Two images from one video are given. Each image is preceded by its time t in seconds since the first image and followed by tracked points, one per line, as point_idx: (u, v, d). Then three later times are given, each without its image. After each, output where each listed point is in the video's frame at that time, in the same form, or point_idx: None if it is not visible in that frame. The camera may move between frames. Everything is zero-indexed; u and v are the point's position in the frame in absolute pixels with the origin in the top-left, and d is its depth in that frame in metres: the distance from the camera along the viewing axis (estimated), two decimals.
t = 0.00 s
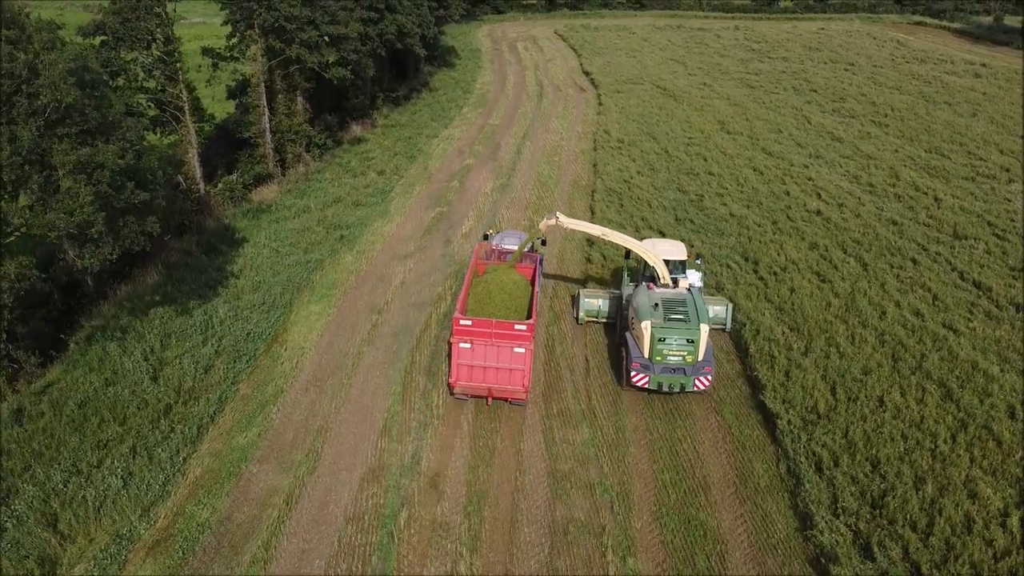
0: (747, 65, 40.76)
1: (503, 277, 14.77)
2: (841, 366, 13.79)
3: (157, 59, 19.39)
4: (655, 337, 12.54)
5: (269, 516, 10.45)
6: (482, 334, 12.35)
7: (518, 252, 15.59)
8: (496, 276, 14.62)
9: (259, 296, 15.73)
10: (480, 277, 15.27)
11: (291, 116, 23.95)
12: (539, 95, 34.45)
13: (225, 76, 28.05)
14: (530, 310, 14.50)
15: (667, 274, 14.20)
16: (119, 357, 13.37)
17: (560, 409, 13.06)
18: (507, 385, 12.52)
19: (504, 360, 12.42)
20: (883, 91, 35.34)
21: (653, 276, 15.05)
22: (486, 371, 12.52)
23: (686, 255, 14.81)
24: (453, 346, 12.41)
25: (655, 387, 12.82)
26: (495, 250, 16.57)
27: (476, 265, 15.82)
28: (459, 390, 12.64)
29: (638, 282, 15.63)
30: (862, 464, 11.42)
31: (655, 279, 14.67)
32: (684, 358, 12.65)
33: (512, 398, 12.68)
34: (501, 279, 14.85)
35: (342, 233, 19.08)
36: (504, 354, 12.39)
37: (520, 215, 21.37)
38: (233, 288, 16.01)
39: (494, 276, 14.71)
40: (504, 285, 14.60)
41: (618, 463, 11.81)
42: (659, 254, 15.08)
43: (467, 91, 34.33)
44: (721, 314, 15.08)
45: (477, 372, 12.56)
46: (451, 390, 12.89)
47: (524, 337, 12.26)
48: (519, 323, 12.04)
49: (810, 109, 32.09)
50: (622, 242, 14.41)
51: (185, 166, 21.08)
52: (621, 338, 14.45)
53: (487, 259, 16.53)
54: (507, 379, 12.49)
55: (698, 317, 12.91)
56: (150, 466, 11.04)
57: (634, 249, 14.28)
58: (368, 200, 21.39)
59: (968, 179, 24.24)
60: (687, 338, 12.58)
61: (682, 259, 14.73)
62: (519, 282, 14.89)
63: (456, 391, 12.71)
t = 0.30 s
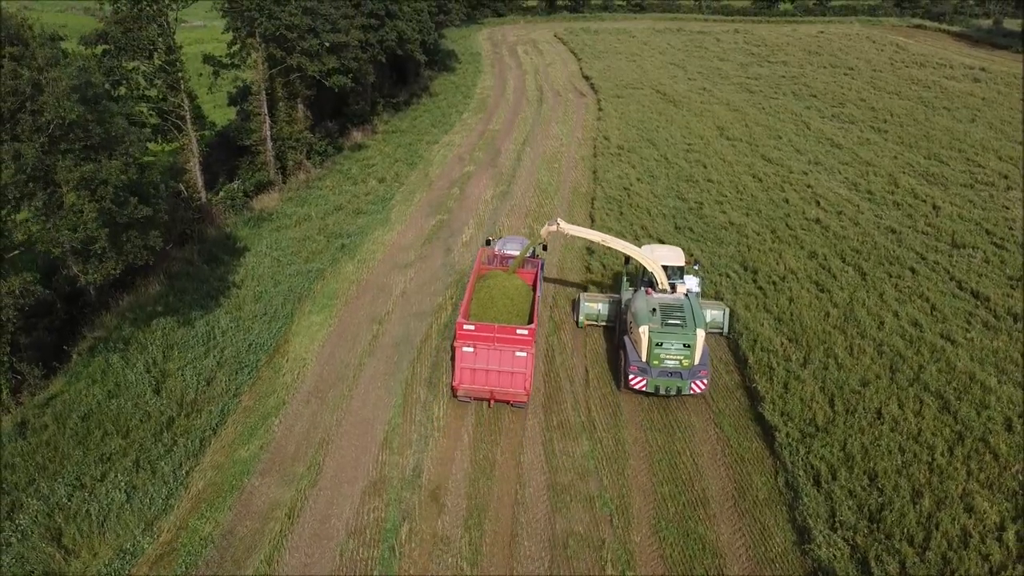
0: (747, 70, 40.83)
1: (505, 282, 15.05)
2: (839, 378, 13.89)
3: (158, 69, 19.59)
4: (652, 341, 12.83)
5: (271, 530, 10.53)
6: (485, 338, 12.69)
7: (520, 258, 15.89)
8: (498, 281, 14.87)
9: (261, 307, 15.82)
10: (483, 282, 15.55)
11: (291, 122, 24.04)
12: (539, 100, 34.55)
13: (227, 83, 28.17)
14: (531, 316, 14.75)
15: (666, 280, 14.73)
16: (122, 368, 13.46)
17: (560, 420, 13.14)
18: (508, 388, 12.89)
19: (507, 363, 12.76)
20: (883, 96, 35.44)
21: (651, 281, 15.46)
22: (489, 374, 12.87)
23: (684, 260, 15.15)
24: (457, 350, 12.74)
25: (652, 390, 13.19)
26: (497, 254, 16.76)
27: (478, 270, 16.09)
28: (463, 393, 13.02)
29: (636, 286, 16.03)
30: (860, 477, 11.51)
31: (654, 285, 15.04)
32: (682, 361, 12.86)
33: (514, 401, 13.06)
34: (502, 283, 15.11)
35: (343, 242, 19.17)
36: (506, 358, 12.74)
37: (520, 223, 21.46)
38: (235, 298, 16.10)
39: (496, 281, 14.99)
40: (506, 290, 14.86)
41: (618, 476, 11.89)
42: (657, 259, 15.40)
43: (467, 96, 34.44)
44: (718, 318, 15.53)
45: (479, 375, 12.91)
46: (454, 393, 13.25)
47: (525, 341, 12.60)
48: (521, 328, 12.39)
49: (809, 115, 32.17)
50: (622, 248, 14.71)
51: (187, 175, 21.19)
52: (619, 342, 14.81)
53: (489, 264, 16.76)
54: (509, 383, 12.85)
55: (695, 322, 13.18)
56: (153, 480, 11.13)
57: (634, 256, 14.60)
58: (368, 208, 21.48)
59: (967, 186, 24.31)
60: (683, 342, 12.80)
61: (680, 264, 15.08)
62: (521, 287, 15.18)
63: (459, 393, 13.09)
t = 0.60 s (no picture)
0: (746, 74, 40.90)
1: (508, 288, 15.37)
2: (837, 389, 13.98)
3: (160, 78, 19.67)
4: (649, 345, 13.16)
5: (273, 545, 10.61)
6: (488, 342, 12.98)
7: (522, 262, 16.19)
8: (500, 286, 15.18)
9: (262, 318, 15.90)
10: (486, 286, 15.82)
11: (292, 130, 23.93)
12: (538, 105, 34.62)
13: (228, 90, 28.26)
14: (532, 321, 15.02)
15: (663, 285, 14.88)
16: (124, 381, 13.53)
17: (560, 432, 13.21)
18: (511, 391, 13.22)
19: (509, 367, 13.06)
20: (882, 101, 35.52)
21: (649, 287, 15.60)
22: (491, 378, 13.21)
23: (682, 267, 15.26)
24: (460, 354, 13.07)
25: (649, 393, 13.54)
26: (499, 260, 17.15)
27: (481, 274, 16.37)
28: (466, 396, 13.39)
29: (636, 291, 16.26)
30: (858, 490, 11.60)
31: (651, 290, 15.21)
32: (678, 365, 13.21)
33: (516, 404, 13.40)
34: (505, 289, 15.42)
35: (345, 251, 19.24)
36: (509, 361, 13.04)
37: (520, 231, 21.53)
38: (237, 308, 16.18)
39: (499, 286, 15.31)
40: (508, 295, 15.16)
41: (618, 488, 11.97)
42: (656, 266, 15.51)
43: (467, 101, 34.51)
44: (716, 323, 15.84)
45: (482, 379, 13.26)
46: (458, 396, 13.61)
47: (527, 346, 12.90)
48: (523, 333, 12.70)
49: (808, 120, 32.25)
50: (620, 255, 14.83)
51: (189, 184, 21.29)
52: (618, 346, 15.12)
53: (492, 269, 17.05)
54: (511, 386, 13.17)
55: (691, 327, 13.41)
56: (156, 494, 11.21)
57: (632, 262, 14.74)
58: (369, 216, 21.55)
59: (966, 193, 24.39)
60: (680, 347, 13.14)
61: (677, 271, 15.19)
62: (523, 292, 15.46)
63: (462, 396, 13.46)
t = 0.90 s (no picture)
0: (746, 78, 40.97)
1: (510, 291, 15.49)
2: (835, 400, 14.07)
3: (162, 86, 19.75)
4: (646, 348, 13.50)
5: (275, 559, 10.69)
6: (491, 346, 13.34)
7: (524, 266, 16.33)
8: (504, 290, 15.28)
9: (264, 328, 16.00)
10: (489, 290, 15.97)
11: (293, 137, 24.23)
12: (539, 110, 34.71)
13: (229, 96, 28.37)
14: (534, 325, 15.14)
15: (661, 290, 15.06)
16: (127, 392, 13.61)
17: (561, 444, 13.30)
18: (513, 394, 13.45)
19: (511, 370, 13.41)
20: (881, 105, 35.60)
21: (648, 292, 15.81)
22: (494, 381, 13.53)
23: (680, 272, 15.59)
24: (464, 357, 13.41)
25: (646, 396, 13.82)
26: (502, 264, 17.19)
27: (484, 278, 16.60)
28: (469, 397, 13.66)
29: (635, 296, 16.58)
30: (856, 503, 11.69)
31: (650, 295, 15.43)
32: (674, 369, 13.54)
33: (518, 405, 13.62)
34: (508, 293, 15.53)
35: (346, 260, 19.32)
36: (511, 364, 13.39)
37: (520, 238, 21.61)
38: (239, 318, 16.27)
39: (502, 290, 15.41)
40: (511, 299, 15.28)
41: (618, 501, 12.05)
42: (654, 271, 15.86)
43: (467, 105, 34.60)
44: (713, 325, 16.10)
45: (485, 381, 13.58)
46: (462, 398, 13.94)
47: (530, 350, 13.22)
48: (525, 337, 12.96)
49: (808, 125, 32.33)
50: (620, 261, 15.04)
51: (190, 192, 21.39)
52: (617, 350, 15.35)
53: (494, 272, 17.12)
54: (513, 388, 13.44)
55: (688, 331, 13.76)
56: (159, 507, 11.30)
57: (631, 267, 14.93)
58: (369, 224, 21.63)
59: (964, 200, 24.48)
60: (676, 351, 13.47)
61: (675, 276, 15.53)
62: (526, 297, 15.67)
63: (466, 398, 13.76)
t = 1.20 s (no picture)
0: (745, 82, 41.05)
1: (511, 295, 15.57)
2: (833, 411, 14.17)
3: (163, 95, 19.81)
4: (644, 352, 13.59)
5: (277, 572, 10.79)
6: (493, 349, 13.60)
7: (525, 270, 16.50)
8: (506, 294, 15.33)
9: (265, 338, 16.08)
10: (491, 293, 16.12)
11: (294, 144, 24.32)
12: (539, 114, 34.79)
13: (229, 102, 28.45)
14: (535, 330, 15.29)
15: (661, 294, 15.25)
16: (130, 403, 13.70)
17: (561, 454, 13.39)
18: (515, 396, 13.79)
19: (513, 372, 13.70)
20: (880, 110, 35.70)
21: (647, 295, 15.87)
22: (496, 383, 13.82)
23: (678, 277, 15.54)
24: (467, 360, 13.68)
25: (644, 398, 13.97)
26: (504, 269, 17.34)
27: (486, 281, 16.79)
28: (472, 400, 13.98)
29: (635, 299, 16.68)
30: (853, 515, 11.79)
31: (649, 300, 15.56)
32: (672, 372, 13.66)
33: (520, 407, 13.99)
34: (510, 297, 15.57)
35: (347, 268, 19.41)
36: (513, 367, 13.68)
37: (520, 246, 21.69)
38: (240, 328, 16.36)
39: (504, 294, 15.47)
40: (513, 303, 15.37)
41: (617, 513, 12.13)
42: (654, 275, 15.84)
43: (467, 110, 34.67)
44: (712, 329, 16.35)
45: (487, 383, 13.86)
46: (465, 400, 14.25)
47: (531, 353, 13.51)
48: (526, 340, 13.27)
49: (807, 131, 32.42)
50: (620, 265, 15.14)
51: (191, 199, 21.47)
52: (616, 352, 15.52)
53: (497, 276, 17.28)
54: (515, 390, 13.76)
55: (685, 335, 13.87)
56: (162, 519, 11.40)
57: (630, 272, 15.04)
58: (370, 231, 21.72)
59: (963, 207, 24.57)
60: (674, 354, 13.57)
61: (674, 281, 15.49)
62: (528, 301, 15.65)
63: (469, 400, 14.07)
